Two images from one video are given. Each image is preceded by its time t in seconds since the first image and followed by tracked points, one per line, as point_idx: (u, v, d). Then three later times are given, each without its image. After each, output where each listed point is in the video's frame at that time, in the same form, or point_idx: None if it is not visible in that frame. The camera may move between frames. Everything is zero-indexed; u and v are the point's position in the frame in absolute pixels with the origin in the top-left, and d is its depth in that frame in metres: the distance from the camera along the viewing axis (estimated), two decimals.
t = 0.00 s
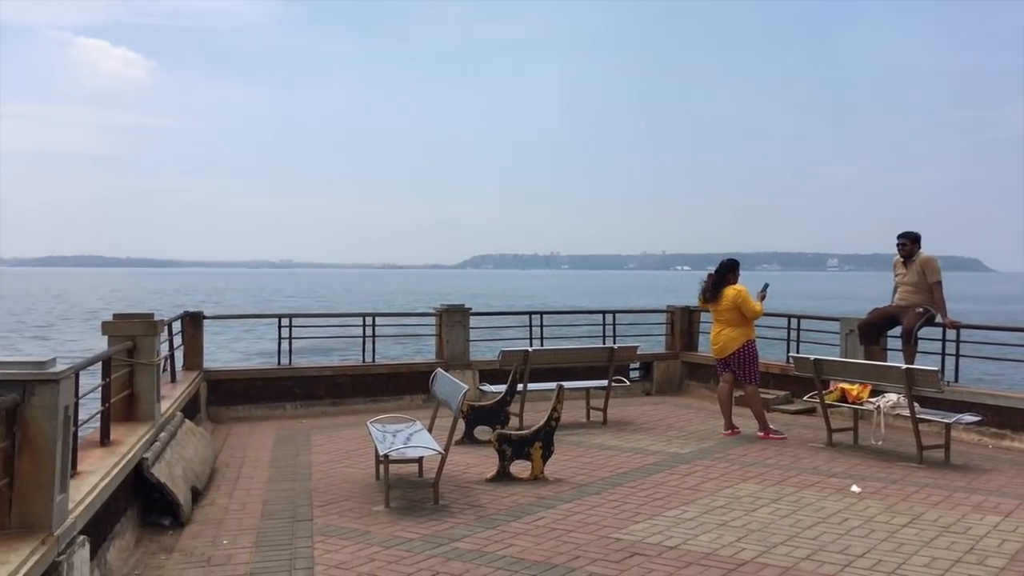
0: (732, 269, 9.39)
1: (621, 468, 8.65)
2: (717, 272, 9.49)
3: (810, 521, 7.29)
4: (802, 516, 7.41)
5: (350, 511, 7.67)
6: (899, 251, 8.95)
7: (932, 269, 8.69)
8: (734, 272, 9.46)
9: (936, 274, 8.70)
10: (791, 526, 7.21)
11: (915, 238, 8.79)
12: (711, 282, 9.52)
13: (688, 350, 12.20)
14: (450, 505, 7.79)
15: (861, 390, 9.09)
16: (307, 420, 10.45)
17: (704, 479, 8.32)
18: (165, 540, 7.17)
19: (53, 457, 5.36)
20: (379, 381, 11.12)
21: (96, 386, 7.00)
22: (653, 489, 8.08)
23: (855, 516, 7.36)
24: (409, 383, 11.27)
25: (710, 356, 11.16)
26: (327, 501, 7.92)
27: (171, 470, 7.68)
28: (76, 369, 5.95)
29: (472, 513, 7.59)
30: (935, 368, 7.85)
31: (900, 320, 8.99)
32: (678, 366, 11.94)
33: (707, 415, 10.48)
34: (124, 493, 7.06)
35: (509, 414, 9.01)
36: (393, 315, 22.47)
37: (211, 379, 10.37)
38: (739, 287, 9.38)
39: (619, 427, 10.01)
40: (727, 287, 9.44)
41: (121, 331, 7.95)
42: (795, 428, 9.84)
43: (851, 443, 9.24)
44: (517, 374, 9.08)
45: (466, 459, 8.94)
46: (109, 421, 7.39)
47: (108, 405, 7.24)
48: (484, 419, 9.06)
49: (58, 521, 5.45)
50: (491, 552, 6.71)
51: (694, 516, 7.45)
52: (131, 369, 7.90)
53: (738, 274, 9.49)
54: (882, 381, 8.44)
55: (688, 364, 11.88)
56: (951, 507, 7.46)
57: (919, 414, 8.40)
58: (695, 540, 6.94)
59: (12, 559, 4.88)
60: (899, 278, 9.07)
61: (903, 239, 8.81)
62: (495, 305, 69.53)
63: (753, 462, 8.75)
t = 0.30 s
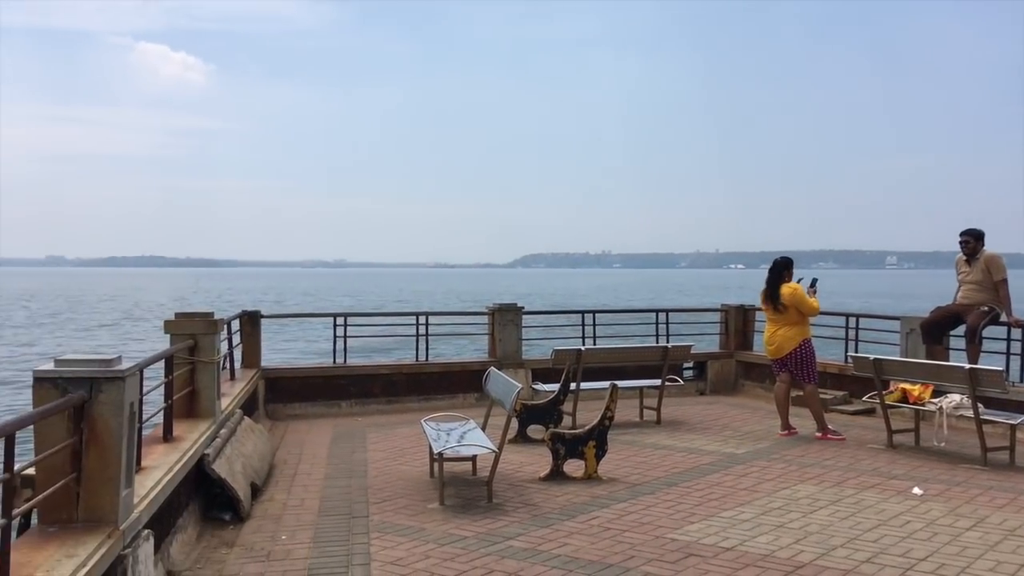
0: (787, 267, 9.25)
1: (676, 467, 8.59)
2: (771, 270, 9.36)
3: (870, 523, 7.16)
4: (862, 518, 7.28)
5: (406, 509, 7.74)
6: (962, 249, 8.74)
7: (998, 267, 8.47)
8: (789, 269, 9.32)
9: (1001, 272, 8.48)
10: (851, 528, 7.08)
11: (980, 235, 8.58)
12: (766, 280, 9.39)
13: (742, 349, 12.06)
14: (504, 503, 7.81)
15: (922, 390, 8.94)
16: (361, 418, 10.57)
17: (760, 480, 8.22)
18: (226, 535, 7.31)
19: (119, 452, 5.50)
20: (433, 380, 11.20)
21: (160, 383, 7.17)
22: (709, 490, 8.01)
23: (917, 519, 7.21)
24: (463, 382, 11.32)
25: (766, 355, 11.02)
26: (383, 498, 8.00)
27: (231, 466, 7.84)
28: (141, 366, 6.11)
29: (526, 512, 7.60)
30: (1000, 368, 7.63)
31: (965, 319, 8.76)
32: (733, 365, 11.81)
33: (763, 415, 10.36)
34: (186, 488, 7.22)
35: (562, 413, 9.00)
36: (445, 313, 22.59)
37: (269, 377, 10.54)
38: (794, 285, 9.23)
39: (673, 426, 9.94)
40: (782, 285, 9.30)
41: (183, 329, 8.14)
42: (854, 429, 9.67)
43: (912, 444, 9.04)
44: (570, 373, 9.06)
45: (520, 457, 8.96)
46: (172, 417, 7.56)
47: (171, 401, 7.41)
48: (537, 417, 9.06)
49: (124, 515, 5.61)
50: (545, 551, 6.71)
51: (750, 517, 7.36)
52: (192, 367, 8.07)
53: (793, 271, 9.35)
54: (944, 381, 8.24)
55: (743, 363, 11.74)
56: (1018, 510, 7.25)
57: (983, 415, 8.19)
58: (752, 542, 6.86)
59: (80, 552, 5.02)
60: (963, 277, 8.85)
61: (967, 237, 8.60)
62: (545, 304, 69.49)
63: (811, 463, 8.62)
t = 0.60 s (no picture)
0: (844, 264, 9.11)
1: (732, 468, 8.50)
2: (829, 267, 9.22)
3: (933, 527, 7.00)
4: (924, 521, 7.12)
5: (461, 506, 7.79)
6: None
7: None
8: (847, 268, 9.17)
9: None
10: (913, 531, 6.93)
11: None
12: (823, 278, 9.25)
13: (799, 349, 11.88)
14: (559, 502, 7.81)
15: (986, 391, 8.66)
16: (416, 416, 10.65)
17: (819, 482, 8.10)
18: (285, 530, 7.43)
19: (183, 448, 5.61)
20: (486, 379, 11.24)
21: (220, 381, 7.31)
22: (766, 491, 7.91)
23: (983, 523, 7.03)
24: (516, 380, 11.35)
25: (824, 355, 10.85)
26: (438, 496, 8.06)
27: (289, 462, 7.96)
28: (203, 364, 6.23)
29: (581, 511, 7.58)
30: None
31: None
32: (789, 365, 11.65)
33: (821, 416, 10.20)
34: (247, 484, 7.35)
35: (615, 413, 8.97)
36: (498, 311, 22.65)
37: (325, 375, 10.69)
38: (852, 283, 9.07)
39: (729, 427, 9.84)
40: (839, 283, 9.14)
41: (242, 328, 8.31)
42: (915, 431, 9.47)
43: (977, 447, 8.82)
44: (624, 372, 9.02)
45: (574, 457, 8.96)
46: (232, 415, 7.71)
47: (231, 399, 7.55)
48: (591, 417, 9.04)
49: (187, 509, 5.73)
50: (601, 550, 6.70)
51: (809, 519, 7.25)
52: (251, 366, 8.23)
53: (851, 270, 9.19)
54: (1009, 381, 8.01)
55: (801, 363, 11.57)
56: None
57: None
58: (811, 544, 6.75)
59: (146, 545, 5.15)
60: None
61: None
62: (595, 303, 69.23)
63: (871, 465, 8.46)
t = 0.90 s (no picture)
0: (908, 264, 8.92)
1: (788, 471, 8.38)
2: (893, 268, 9.05)
3: (997, 532, 6.82)
4: (988, 527, 6.94)
5: (514, 506, 7.80)
6: None
7: None
8: (912, 268, 8.98)
9: None
10: (977, 537, 6.77)
11: None
12: (887, 278, 9.09)
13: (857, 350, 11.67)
14: (611, 503, 7.77)
15: None
16: (468, 416, 10.69)
17: (878, 486, 7.94)
18: (340, 528, 7.52)
19: (243, 446, 5.70)
20: (537, 379, 11.24)
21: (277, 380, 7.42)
22: (823, 495, 7.79)
23: None
24: (568, 381, 11.33)
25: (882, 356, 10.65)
26: (491, 495, 8.08)
27: (344, 461, 8.05)
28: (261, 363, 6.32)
29: (634, 512, 7.54)
30: None
31: None
32: (846, 366, 11.46)
33: (879, 419, 10.01)
34: (303, 482, 7.46)
35: (668, 414, 8.91)
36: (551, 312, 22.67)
37: (377, 375, 10.80)
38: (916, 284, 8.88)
39: (784, 429, 9.71)
40: (902, 284, 8.97)
41: (298, 328, 8.44)
42: (978, 434, 9.24)
43: None
44: (677, 373, 8.94)
45: (626, 458, 8.92)
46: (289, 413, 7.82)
47: (287, 397, 7.66)
48: (643, 418, 9.00)
49: (246, 506, 5.83)
50: (655, 552, 6.65)
51: (868, 524, 7.12)
52: (307, 365, 8.35)
53: (916, 270, 9.00)
54: None
55: (858, 364, 11.37)
56: None
57: None
58: (870, 549, 6.63)
59: (207, 540, 5.24)
60: None
61: None
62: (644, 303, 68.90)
63: (932, 469, 8.27)
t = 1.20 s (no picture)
0: (969, 268, 8.72)
1: (837, 476, 8.26)
2: (953, 270, 8.86)
3: None
4: None
5: (560, 509, 7.79)
6: None
7: None
8: (972, 271, 8.77)
9: None
10: None
11: None
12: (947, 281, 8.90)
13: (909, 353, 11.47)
14: (658, 507, 7.73)
15: None
16: (512, 417, 10.71)
17: (930, 492, 7.80)
18: (387, 528, 7.58)
19: (293, 446, 5.77)
20: (582, 381, 11.22)
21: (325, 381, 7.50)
22: (874, 500, 7.66)
23: None
24: (612, 383, 11.29)
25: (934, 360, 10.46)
26: (537, 498, 8.08)
27: (391, 462, 8.11)
28: (310, 364, 6.39)
29: (681, 516, 7.49)
30: None
31: None
32: (897, 370, 11.27)
33: (931, 424, 9.82)
34: (351, 482, 7.53)
35: (715, 418, 8.83)
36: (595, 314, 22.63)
37: (422, 376, 10.87)
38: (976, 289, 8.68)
39: (833, 433, 9.58)
40: (962, 288, 8.77)
41: (345, 329, 8.52)
42: None
43: None
44: (724, 376, 8.86)
45: (672, 461, 8.86)
46: (336, 414, 7.90)
47: (335, 398, 7.74)
48: (689, 421, 8.93)
49: (296, 506, 5.90)
50: (703, 557, 6.60)
51: (920, 530, 6.99)
52: (354, 366, 8.42)
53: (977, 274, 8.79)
54: None
55: (909, 368, 11.18)
56: None
57: None
58: (923, 556, 6.50)
59: (258, 539, 5.32)
60: None
61: None
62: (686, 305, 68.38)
63: (987, 476, 8.10)
